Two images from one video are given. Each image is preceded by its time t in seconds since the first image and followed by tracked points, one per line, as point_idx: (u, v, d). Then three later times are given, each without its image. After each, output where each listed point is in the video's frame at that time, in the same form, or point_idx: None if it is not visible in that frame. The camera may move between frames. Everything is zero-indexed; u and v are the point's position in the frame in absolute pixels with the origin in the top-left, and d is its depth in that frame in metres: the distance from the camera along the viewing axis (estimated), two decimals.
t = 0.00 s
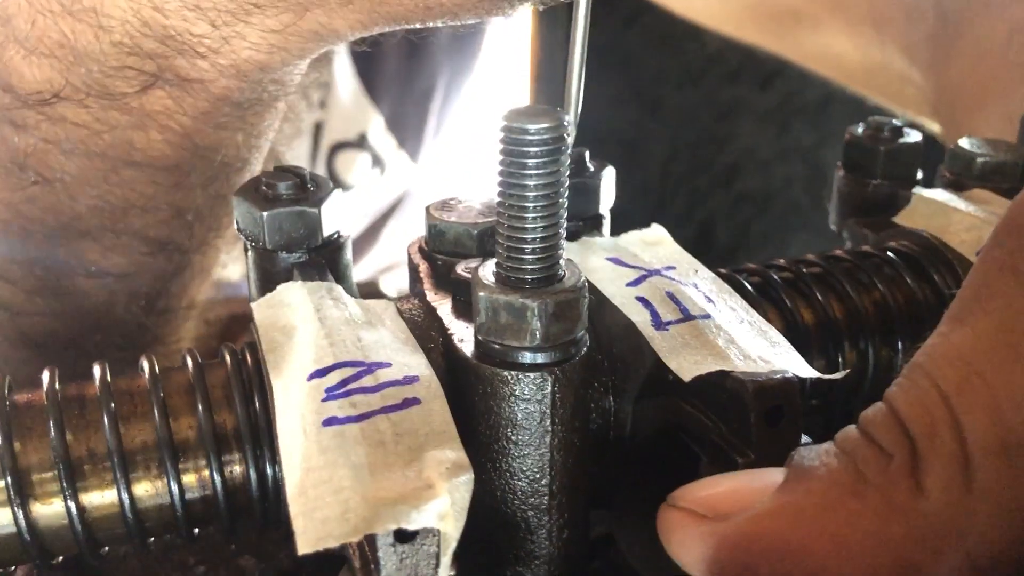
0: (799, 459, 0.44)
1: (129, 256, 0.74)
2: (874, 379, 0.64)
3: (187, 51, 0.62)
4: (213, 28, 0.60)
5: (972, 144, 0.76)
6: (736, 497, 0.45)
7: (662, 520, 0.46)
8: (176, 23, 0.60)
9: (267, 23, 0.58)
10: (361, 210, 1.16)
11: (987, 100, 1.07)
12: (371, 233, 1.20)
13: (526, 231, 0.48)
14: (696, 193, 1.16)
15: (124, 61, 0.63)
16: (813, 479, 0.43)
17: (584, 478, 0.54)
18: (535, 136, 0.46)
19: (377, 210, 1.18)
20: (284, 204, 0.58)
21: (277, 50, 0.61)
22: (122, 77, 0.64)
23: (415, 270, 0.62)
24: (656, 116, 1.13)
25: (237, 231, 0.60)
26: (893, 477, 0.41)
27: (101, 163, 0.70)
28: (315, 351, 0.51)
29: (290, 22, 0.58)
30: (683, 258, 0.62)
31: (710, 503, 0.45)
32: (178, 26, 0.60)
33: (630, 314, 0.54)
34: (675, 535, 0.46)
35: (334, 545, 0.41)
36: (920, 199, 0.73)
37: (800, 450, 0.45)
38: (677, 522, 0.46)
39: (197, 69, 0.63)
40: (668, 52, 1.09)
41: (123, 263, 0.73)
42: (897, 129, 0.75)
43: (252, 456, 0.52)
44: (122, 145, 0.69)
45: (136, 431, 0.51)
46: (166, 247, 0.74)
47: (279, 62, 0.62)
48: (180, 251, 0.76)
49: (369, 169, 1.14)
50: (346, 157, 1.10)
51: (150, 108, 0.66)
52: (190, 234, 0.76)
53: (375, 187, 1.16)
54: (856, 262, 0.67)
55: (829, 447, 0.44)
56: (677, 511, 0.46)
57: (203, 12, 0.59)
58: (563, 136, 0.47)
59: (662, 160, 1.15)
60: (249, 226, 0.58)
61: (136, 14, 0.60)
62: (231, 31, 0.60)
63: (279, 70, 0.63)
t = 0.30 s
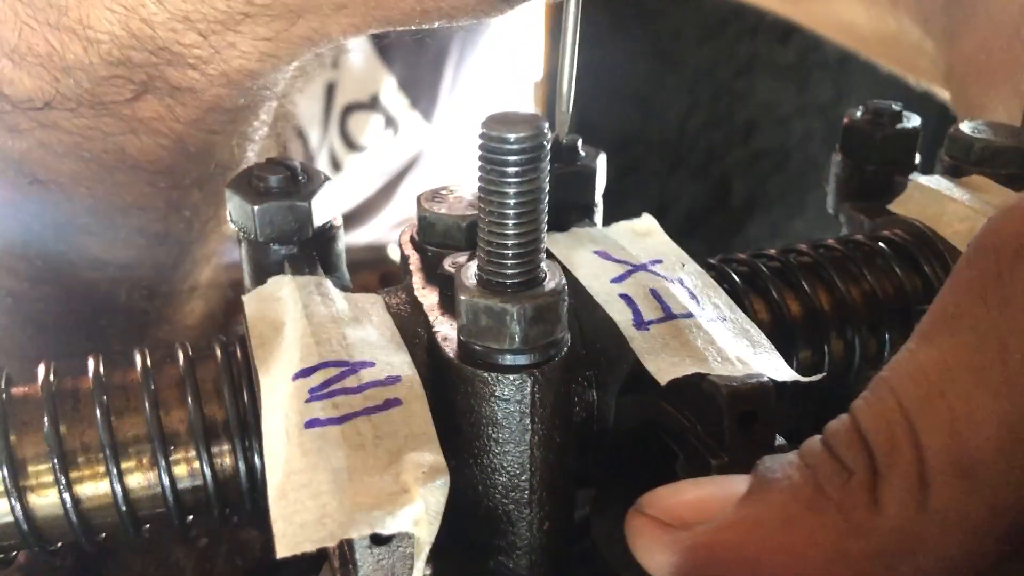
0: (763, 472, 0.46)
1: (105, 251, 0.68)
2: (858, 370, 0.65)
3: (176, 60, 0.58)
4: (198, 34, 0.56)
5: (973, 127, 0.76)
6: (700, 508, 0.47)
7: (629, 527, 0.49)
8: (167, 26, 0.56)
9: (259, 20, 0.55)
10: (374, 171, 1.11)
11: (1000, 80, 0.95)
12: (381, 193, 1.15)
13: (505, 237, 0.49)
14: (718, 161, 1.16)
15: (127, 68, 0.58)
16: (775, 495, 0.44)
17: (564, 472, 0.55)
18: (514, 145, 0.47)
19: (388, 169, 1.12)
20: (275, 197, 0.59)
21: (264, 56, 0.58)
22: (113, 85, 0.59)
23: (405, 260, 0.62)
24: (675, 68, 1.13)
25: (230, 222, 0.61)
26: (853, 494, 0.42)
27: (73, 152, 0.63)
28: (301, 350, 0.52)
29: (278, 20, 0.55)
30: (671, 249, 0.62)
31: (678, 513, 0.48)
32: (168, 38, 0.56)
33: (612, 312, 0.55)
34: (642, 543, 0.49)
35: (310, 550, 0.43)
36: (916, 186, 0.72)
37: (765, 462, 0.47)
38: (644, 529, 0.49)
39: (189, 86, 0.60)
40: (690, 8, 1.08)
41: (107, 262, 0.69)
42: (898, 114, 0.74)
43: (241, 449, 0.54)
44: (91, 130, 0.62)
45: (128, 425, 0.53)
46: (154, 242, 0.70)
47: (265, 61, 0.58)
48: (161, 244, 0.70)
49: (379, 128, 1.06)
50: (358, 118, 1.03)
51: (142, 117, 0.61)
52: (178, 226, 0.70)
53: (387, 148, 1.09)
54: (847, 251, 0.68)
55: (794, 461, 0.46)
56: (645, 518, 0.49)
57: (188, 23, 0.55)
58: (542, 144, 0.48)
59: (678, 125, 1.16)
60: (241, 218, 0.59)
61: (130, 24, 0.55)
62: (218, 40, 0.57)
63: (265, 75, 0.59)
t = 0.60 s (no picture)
0: (742, 483, 0.47)
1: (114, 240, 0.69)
2: (859, 355, 0.64)
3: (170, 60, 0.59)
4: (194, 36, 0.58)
5: (988, 103, 0.74)
6: (678, 520, 0.48)
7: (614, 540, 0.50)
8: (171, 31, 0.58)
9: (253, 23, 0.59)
10: (394, 123, 1.07)
11: None
12: (403, 144, 1.11)
13: (498, 238, 0.49)
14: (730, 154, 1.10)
15: (119, 67, 0.59)
16: (756, 506, 0.45)
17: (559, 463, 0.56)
18: (505, 149, 0.46)
19: (409, 120, 1.08)
20: (273, 186, 0.59)
21: (257, 55, 0.61)
22: (107, 82, 0.60)
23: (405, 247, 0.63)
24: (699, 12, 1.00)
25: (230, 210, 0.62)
26: (831, 508, 0.43)
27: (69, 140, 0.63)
28: (296, 347, 0.52)
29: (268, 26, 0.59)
30: (672, 236, 0.62)
31: (659, 529, 0.48)
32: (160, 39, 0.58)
33: (608, 305, 0.55)
34: (626, 556, 0.49)
35: (300, 552, 0.43)
36: (925, 165, 0.71)
37: (744, 473, 0.47)
38: (627, 544, 0.49)
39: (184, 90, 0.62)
40: None
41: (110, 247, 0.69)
42: (908, 90, 0.73)
43: (240, 439, 0.55)
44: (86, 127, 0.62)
45: (129, 418, 0.54)
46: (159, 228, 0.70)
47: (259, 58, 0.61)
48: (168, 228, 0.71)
49: (394, 82, 1.02)
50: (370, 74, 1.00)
51: (140, 111, 0.62)
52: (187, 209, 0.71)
53: (404, 100, 1.05)
54: (851, 233, 0.67)
55: (773, 470, 0.47)
56: (626, 532, 0.49)
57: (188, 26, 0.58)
58: (534, 146, 0.47)
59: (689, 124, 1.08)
60: (239, 207, 0.59)
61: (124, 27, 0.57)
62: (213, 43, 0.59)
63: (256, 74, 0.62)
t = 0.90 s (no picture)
0: (754, 498, 0.47)
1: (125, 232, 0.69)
2: (869, 351, 0.64)
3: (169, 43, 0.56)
4: None
5: (1001, 92, 0.73)
6: (684, 527, 0.48)
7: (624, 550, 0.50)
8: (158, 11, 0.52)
9: None
10: (401, 97, 1.06)
11: None
12: (411, 118, 1.10)
13: (502, 250, 0.49)
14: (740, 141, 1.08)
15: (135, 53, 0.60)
16: (763, 525, 0.45)
17: (565, 466, 0.56)
18: (509, 162, 0.46)
19: (417, 95, 1.06)
20: (278, 189, 0.59)
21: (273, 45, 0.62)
22: (124, 71, 0.61)
23: (410, 248, 0.63)
24: None
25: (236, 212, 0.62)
26: (839, 530, 0.43)
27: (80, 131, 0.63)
28: (302, 355, 0.52)
29: None
30: (679, 235, 0.61)
31: (670, 541, 0.48)
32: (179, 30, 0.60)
33: (614, 311, 0.55)
34: (636, 567, 0.49)
35: (306, 566, 0.44)
36: (936, 157, 0.70)
37: (755, 488, 0.48)
38: (638, 555, 0.49)
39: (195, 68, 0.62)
40: None
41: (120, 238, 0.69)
42: (921, 81, 0.73)
43: (248, 444, 0.55)
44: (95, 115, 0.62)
45: (138, 425, 0.54)
46: (172, 218, 0.70)
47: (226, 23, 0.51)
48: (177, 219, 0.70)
49: (400, 57, 1.01)
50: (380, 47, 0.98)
51: (156, 101, 0.63)
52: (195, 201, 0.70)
53: (411, 75, 1.03)
54: (860, 228, 0.66)
55: (784, 486, 0.47)
56: (637, 543, 0.50)
57: None
58: (537, 158, 0.47)
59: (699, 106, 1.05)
60: (244, 210, 0.59)
61: None
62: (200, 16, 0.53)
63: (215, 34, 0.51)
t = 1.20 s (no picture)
0: (741, 530, 0.47)
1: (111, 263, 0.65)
2: (859, 361, 0.64)
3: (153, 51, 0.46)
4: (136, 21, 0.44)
5: (994, 98, 0.73)
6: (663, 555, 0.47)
7: None
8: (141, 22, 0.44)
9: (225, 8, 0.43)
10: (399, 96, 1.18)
11: None
12: (410, 113, 1.23)
13: (485, 273, 0.48)
14: (738, 142, 1.07)
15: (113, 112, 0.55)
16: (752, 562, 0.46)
17: (552, 485, 0.56)
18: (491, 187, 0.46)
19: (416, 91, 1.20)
20: (262, 208, 0.58)
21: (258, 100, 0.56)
22: (98, 129, 0.56)
23: (398, 264, 0.63)
24: None
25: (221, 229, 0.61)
26: (827, 564, 0.44)
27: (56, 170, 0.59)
28: (286, 378, 0.52)
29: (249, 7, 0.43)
30: (668, 249, 0.61)
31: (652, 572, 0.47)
32: (159, 91, 0.54)
33: (600, 329, 0.54)
34: None
35: None
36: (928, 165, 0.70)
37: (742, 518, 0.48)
38: None
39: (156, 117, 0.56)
40: None
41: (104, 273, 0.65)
42: (914, 89, 0.74)
43: (233, 463, 0.54)
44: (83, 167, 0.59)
45: (123, 446, 0.53)
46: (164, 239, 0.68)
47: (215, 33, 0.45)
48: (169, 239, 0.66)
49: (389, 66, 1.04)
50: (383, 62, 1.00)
51: (133, 155, 0.58)
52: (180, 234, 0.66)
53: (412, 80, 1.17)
54: (850, 239, 0.66)
55: (771, 518, 0.47)
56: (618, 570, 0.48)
57: None
58: (519, 182, 0.46)
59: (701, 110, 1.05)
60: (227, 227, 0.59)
61: None
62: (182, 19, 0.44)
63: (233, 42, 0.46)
